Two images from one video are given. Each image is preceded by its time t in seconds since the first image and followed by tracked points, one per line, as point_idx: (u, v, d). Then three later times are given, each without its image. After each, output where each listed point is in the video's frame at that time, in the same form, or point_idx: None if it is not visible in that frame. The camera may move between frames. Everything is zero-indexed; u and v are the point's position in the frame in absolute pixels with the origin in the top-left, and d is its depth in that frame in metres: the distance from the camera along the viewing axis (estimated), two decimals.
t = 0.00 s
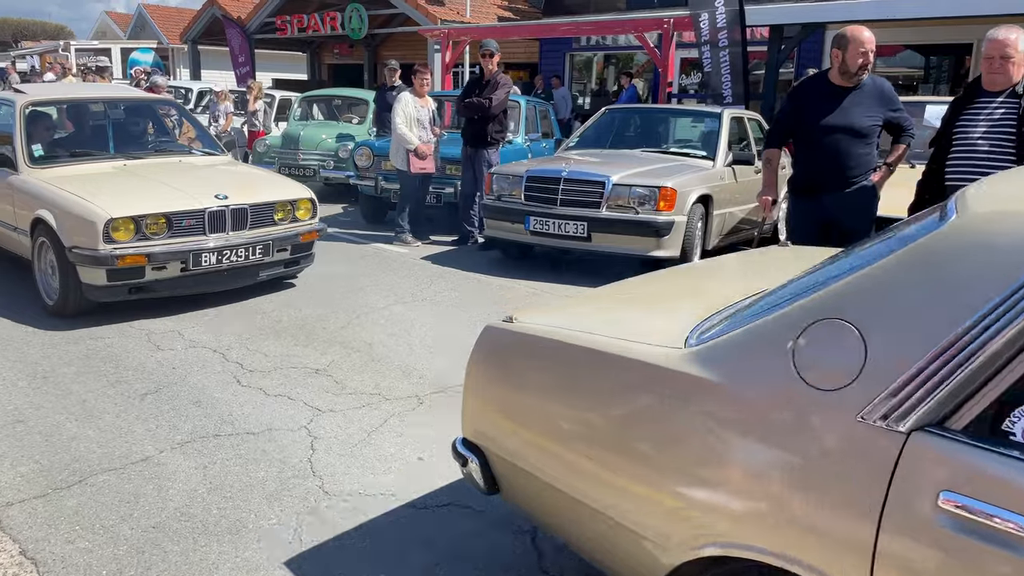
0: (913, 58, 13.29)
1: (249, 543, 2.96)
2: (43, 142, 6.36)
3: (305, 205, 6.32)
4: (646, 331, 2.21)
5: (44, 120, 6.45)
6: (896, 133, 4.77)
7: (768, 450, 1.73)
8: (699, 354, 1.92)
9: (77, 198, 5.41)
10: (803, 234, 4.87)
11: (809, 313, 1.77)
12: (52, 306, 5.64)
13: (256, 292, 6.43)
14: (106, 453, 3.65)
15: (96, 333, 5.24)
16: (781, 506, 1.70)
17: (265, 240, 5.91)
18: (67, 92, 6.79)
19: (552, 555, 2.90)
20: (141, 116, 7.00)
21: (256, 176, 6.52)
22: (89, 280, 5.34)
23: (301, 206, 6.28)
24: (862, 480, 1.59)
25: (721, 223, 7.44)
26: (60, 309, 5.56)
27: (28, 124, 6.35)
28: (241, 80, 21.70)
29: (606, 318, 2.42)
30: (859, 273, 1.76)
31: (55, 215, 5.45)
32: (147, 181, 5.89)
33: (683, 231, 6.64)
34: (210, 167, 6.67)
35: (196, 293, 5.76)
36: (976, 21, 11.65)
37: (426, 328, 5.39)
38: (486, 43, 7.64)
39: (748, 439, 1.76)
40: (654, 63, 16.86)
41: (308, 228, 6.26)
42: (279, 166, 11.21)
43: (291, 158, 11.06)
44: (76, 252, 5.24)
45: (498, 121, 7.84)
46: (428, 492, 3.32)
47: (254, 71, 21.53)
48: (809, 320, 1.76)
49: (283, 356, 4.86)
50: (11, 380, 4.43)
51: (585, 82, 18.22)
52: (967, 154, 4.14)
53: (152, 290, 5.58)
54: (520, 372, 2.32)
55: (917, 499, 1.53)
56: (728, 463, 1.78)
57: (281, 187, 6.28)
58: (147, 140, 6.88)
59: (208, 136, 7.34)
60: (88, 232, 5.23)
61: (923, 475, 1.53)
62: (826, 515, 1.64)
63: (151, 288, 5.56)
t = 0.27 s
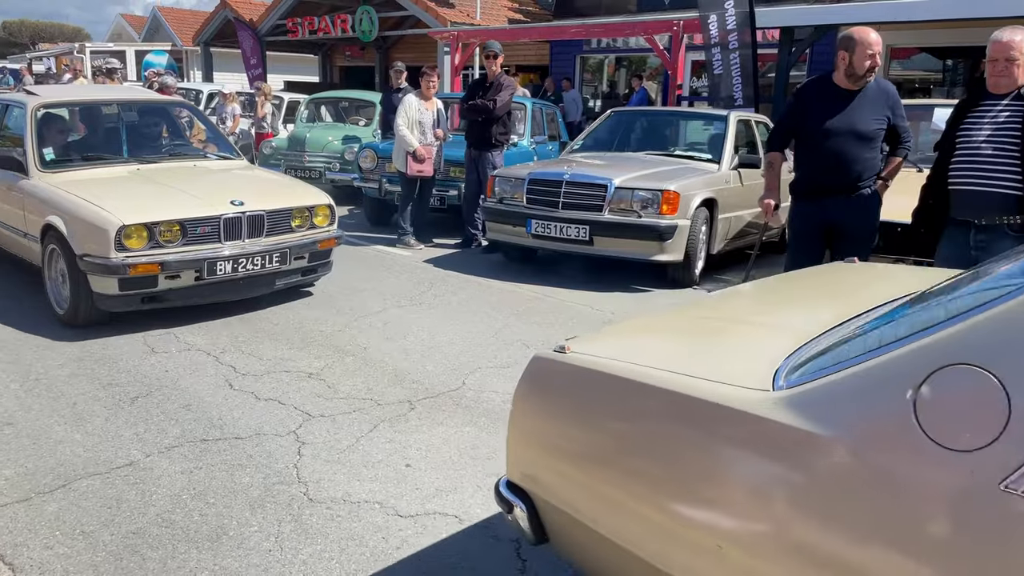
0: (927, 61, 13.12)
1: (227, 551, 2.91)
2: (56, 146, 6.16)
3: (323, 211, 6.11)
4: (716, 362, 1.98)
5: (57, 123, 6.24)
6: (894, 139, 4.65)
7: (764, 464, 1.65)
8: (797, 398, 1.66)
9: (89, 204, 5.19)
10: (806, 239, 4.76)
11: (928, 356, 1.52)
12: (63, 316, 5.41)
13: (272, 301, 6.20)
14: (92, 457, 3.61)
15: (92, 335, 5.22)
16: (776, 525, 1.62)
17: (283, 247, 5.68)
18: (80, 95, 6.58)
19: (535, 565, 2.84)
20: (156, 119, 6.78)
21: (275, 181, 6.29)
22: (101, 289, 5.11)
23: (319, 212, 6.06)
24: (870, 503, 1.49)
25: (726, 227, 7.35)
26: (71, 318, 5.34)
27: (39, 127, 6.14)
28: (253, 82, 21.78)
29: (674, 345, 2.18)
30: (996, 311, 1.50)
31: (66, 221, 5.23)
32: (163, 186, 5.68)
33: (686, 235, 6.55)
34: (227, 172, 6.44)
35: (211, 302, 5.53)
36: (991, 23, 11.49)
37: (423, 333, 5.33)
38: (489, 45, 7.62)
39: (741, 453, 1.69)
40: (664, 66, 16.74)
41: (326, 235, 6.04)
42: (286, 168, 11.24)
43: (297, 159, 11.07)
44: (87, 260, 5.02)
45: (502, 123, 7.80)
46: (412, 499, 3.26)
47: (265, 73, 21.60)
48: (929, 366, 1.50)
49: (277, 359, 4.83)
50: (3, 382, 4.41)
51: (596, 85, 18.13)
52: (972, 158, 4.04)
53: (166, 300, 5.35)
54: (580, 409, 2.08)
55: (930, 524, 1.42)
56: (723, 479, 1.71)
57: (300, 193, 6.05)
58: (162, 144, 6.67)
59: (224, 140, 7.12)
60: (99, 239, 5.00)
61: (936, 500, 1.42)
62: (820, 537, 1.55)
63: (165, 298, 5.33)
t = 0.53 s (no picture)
0: (948, 64, 12.91)
1: (213, 558, 2.86)
2: (74, 148, 5.83)
3: (350, 217, 5.84)
4: (820, 404, 1.88)
5: (76, 124, 5.91)
6: (903, 142, 4.54)
7: (781, 496, 1.70)
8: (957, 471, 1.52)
9: (108, 209, 4.93)
10: (813, 244, 4.66)
11: None
12: (80, 325, 5.16)
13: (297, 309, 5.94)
14: (84, 459, 3.58)
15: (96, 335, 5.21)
16: (797, 553, 1.65)
17: (309, 255, 5.42)
18: (100, 95, 6.24)
19: None
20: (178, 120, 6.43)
21: (302, 185, 5.98)
22: (120, 298, 4.86)
23: (345, 217, 5.80)
24: (899, 532, 1.52)
25: (736, 230, 7.25)
26: (88, 328, 5.09)
27: (57, 128, 5.82)
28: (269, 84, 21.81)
29: (733, 376, 2.15)
30: None
31: (84, 227, 4.98)
32: (185, 190, 5.41)
33: (695, 238, 6.46)
34: (252, 176, 6.11)
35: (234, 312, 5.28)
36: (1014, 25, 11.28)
37: (424, 336, 5.28)
38: (498, 47, 7.53)
39: (762, 483, 1.74)
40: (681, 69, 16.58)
41: (353, 241, 5.77)
42: (298, 169, 11.26)
43: (309, 161, 11.08)
44: (105, 268, 4.78)
45: (512, 124, 7.74)
46: (404, 505, 3.21)
47: (281, 75, 21.61)
48: None
49: (277, 361, 4.79)
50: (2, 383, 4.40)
51: (611, 87, 17.97)
52: (983, 162, 3.95)
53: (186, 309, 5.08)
54: (661, 449, 1.95)
55: (956, 552, 1.44)
56: (746, 508, 1.75)
57: (326, 198, 5.74)
58: (185, 147, 6.32)
59: (248, 141, 6.79)
60: (118, 247, 4.75)
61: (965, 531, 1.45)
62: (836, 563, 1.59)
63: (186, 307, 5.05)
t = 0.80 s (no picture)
0: (969, 66, 12.72)
1: (212, 563, 2.81)
2: (96, 149, 5.68)
3: (379, 223, 5.64)
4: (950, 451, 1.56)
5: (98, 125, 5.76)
6: (921, 143, 4.44)
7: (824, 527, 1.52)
8: None
9: (131, 214, 4.75)
10: (828, 247, 4.58)
11: None
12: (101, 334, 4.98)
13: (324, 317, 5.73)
14: (86, 460, 3.55)
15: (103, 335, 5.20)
16: None
17: (336, 262, 5.22)
18: (122, 96, 6.10)
19: None
20: (201, 121, 6.28)
21: (325, 188, 5.83)
22: (143, 306, 4.68)
23: (375, 223, 5.60)
24: None
25: (751, 233, 7.15)
26: (108, 337, 4.91)
27: (79, 129, 5.68)
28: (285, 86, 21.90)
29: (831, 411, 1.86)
30: None
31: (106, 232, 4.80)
32: (209, 194, 5.24)
33: (708, 240, 6.37)
34: (275, 178, 5.96)
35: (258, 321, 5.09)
36: None
37: (432, 339, 5.22)
38: (509, 48, 7.52)
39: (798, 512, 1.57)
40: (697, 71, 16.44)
41: (382, 248, 5.57)
42: (312, 171, 11.28)
43: (322, 162, 11.07)
44: (127, 274, 4.61)
45: (524, 125, 7.68)
46: (405, 511, 3.15)
47: (297, 76, 21.67)
48: None
49: (283, 362, 4.75)
50: (8, 383, 4.39)
51: (627, 89, 17.85)
52: (1004, 164, 3.85)
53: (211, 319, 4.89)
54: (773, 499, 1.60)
55: None
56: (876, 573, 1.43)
57: (351, 201, 5.57)
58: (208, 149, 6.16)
59: (271, 142, 6.64)
60: (141, 252, 4.57)
61: None
62: None
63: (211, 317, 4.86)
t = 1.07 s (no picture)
0: (994, 68, 12.49)
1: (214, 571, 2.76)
2: (124, 152, 5.39)
3: (418, 230, 5.30)
4: None
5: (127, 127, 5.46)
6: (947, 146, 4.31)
7: None
8: None
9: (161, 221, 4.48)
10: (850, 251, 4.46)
11: None
12: (131, 346, 4.73)
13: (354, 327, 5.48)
14: (92, 463, 3.51)
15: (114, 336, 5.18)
16: None
17: (374, 272, 4.89)
18: (150, 98, 5.80)
19: None
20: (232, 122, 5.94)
21: (361, 192, 5.51)
22: (173, 318, 4.42)
23: (414, 230, 5.25)
24: None
25: (770, 237, 7.03)
26: (138, 349, 4.67)
27: (108, 133, 5.39)
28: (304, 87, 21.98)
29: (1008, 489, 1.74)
30: None
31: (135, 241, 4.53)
32: (242, 199, 4.94)
33: (726, 244, 6.26)
34: (309, 182, 5.62)
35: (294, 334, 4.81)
36: None
37: (445, 343, 5.15)
38: (524, 48, 7.44)
39: None
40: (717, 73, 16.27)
41: (422, 257, 5.23)
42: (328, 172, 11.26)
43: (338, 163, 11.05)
44: (156, 285, 4.34)
45: (540, 126, 7.60)
46: (412, 519, 3.08)
47: (316, 78, 21.73)
48: None
49: (294, 365, 4.70)
50: (18, 384, 4.37)
51: (646, 91, 17.71)
52: None
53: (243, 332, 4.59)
54: None
55: None
56: None
57: (390, 207, 5.24)
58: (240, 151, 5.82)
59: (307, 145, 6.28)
60: (172, 262, 4.30)
61: None
62: None
63: (243, 330, 4.56)
